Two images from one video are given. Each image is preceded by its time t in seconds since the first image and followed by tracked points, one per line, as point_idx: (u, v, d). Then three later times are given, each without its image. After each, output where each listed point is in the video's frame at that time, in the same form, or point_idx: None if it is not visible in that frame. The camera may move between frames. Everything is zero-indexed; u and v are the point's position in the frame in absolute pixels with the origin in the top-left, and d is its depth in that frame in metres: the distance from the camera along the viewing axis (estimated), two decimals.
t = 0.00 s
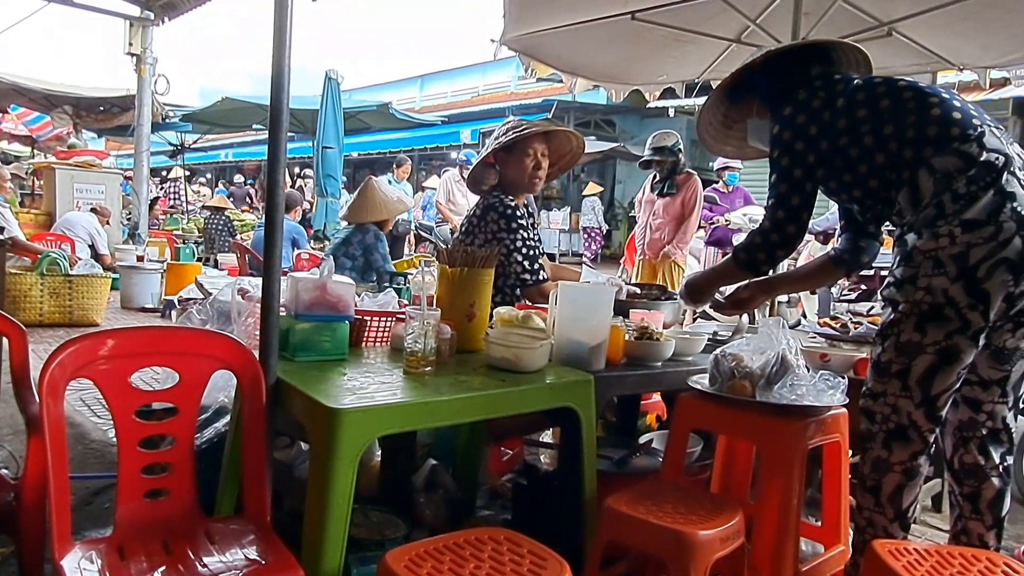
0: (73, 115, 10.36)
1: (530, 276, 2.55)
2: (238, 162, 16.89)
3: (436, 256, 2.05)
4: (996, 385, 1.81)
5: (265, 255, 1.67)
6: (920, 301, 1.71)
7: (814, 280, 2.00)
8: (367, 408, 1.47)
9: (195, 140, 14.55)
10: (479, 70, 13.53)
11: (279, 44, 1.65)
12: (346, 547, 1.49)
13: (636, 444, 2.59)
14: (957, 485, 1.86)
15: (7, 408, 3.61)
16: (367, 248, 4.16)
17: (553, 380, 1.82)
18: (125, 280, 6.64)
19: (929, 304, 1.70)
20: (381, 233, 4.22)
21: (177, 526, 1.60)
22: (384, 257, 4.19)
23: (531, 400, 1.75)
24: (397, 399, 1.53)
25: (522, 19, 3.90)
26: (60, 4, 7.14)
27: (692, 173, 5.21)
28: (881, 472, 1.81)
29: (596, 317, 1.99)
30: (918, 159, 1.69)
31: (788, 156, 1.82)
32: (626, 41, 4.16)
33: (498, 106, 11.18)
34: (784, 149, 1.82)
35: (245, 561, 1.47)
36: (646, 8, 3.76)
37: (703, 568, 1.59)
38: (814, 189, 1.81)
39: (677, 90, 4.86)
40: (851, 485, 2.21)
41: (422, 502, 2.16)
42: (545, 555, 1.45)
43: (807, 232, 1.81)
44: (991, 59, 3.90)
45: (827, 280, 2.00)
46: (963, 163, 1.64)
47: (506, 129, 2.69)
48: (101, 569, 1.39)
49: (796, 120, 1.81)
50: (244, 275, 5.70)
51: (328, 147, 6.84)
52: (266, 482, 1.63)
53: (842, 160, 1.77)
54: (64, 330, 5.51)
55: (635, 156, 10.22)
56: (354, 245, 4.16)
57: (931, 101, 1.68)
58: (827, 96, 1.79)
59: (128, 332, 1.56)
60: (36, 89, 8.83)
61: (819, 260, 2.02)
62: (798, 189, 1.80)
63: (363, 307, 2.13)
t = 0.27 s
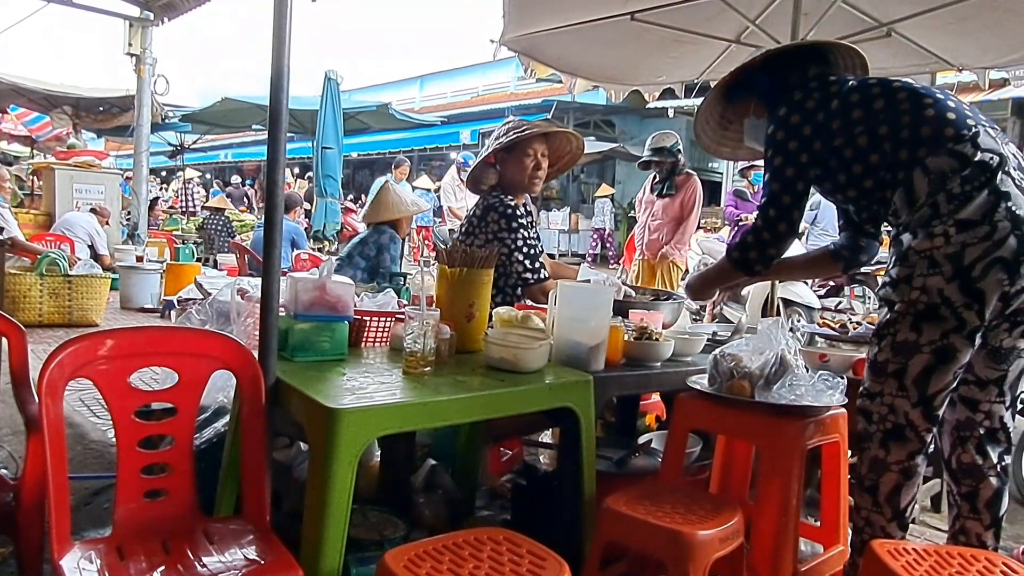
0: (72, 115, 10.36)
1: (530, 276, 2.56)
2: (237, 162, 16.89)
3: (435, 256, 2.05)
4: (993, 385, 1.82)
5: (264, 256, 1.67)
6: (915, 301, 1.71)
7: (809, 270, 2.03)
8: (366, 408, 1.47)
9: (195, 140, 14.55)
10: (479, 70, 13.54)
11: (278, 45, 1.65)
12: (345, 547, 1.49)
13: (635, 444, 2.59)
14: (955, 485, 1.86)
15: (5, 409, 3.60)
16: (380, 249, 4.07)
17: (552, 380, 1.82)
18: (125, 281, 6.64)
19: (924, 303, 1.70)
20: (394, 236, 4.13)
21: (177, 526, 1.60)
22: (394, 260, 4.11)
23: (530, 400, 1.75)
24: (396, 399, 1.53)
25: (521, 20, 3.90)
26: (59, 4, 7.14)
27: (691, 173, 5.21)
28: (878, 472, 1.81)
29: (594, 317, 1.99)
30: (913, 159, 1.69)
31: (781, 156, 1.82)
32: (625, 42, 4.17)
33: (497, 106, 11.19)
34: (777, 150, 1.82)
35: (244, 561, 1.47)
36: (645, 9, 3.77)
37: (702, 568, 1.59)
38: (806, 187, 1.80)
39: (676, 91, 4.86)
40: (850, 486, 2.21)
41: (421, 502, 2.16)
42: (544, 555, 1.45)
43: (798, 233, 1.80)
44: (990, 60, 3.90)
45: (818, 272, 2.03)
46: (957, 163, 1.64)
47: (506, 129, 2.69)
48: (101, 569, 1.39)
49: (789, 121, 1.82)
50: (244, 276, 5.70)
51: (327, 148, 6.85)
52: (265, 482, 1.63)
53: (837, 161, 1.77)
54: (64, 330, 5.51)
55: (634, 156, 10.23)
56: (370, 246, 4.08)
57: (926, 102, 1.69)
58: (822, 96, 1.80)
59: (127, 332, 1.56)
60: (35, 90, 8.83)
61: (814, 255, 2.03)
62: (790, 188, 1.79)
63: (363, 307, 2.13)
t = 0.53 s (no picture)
0: (72, 116, 10.35)
1: (530, 273, 2.54)
2: (237, 162, 16.89)
3: (435, 255, 2.05)
4: (992, 385, 1.82)
5: (264, 256, 1.67)
6: (915, 301, 1.72)
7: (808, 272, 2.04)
8: (365, 408, 1.47)
9: (194, 140, 14.56)
10: (479, 70, 13.55)
11: (277, 46, 1.65)
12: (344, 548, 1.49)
13: (635, 445, 2.59)
14: (954, 485, 1.85)
15: (5, 409, 3.60)
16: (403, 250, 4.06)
17: (552, 380, 1.82)
18: (124, 281, 6.64)
19: (924, 303, 1.71)
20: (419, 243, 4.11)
21: (175, 526, 1.60)
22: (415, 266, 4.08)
23: (529, 400, 1.75)
24: (395, 400, 1.53)
25: (521, 20, 3.90)
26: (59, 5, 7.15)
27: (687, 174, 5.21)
28: (878, 472, 1.81)
29: (595, 318, 1.99)
30: (912, 160, 1.69)
31: (782, 159, 1.82)
32: (625, 42, 4.17)
33: (497, 107, 11.20)
34: (778, 152, 1.83)
35: (243, 561, 1.47)
36: (644, 9, 3.77)
37: (702, 567, 1.59)
38: (810, 192, 1.81)
39: (676, 91, 4.86)
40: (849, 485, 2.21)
41: (421, 502, 2.16)
42: (544, 555, 1.45)
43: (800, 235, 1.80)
44: (989, 60, 3.91)
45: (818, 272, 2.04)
46: (956, 163, 1.64)
47: (504, 130, 2.68)
48: (100, 569, 1.39)
49: (788, 122, 1.82)
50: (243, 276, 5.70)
51: (327, 149, 6.85)
52: (264, 482, 1.63)
53: (836, 161, 1.77)
54: (63, 330, 5.51)
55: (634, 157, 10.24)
56: (395, 248, 4.07)
57: (925, 102, 1.69)
58: (820, 97, 1.80)
59: (128, 332, 1.56)
60: (35, 90, 8.82)
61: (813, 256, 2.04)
62: (793, 191, 1.80)
63: (363, 308, 2.13)
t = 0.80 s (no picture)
0: (71, 116, 10.35)
1: (534, 269, 2.53)
2: (236, 163, 16.90)
3: (435, 255, 2.05)
4: (991, 385, 1.82)
5: (263, 256, 1.68)
6: (915, 301, 1.72)
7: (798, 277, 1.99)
8: (365, 408, 1.47)
9: (193, 141, 14.56)
10: (479, 70, 13.55)
11: (276, 47, 1.65)
12: (344, 548, 1.49)
13: (634, 445, 2.60)
14: (953, 486, 1.86)
15: (4, 409, 3.60)
16: (416, 236, 4.16)
17: (551, 381, 1.82)
18: (124, 281, 6.64)
19: (924, 304, 1.71)
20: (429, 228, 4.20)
21: (175, 526, 1.60)
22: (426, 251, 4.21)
23: (529, 401, 1.75)
24: (395, 400, 1.54)
25: (521, 20, 3.90)
26: (59, 6, 7.15)
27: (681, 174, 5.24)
28: (877, 472, 1.81)
29: (594, 318, 1.99)
30: (912, 159, 1.69)
31: (774, 152, 1.83)
32: (625, 42, 4.17)
33: (496, 107, 11.20)
34: (770, 145, 1.84)
35: (243, 561, 1.47)
36: (644, 10, 3.78)
37: (701, 567, 1.59)
38: (794, 185, 1.82)
39: (675, 92, 4.87)
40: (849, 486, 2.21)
41: (421, 502, 2.17)
42: (544, 556, 1.45)
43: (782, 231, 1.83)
44: (988, 61, 3.92)
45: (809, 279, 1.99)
46: (956, 163, 1.64)
47: (504, 132, 2.66)
48: (100, 569, 1.39)
49: (785, 117, 1.83)
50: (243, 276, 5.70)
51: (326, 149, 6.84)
52: (263, 483, 1.63)
53: (834, 160, 1.78)
54: (62, 331, 5.50)
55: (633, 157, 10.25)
56: (409, 233, 4.17)
57: (924, 101, 1.70)
58: (819, 95, 1.81)
59: (127, 332, 1.56)
60: (34, 91, 8.82)
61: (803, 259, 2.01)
62: (778, 185, 1.82)
63: (362, 308, 2.13)
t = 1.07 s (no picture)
0: (70, 117, 10.34)
1: (541, 268, 2.52)
2: (236, 163, 16.90)
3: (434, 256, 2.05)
4: (986, 385, 1.83)
5: (263, 257, 1.67)
6: (910, 301, 1.73)
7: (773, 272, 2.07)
8: (365, 410, 1.47)
9: (193, 142, 14.56)
10: (479, 71, 13.55)
11: (276, 47, 1.65)
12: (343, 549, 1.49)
13: (634, 446, 2.60)
14: (950, 485, 1.86)
15: (4, 410, 3.60)
16: (422, 208, 4.11)
17: (551, 381, 1.82)
18: (124, 282, 6.64)
19: (920, 304, 1.71)
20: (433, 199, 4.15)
21: (175, 527, 1.60)
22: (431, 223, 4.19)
23: (528, 401, 1.75)
24: (395, 401, 1.54)
25: (520, 21, 3.90)
26: (58, 6, 7.15)
27: (669, 172, 5.28)
28: (875, 473, 1.81)
29: (594, 318, 1.99)
30: (907, 159, 1.70)
31: (769, 150, 1.84)
32: (624, 43, 4.17)
33: (496, 107, 11.21)
34: (767, 143, 1.84)
35: (243, 562, 1.47)
36: (644, 10, 3.78)
37: (700, 568, 1.59)
38: (794, 184, 1.82)
39: (675, 92, 4.86)
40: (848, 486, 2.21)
41: (420, 503, 2.17)
42: (542, 556, 1.45)
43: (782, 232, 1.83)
44: (987, 61, 3.92)
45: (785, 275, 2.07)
46: (952, 162, 1.65)
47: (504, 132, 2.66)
48: (99, 570, 1.39)
49: (780, 116, 1.83)
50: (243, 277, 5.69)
51: (326, 150, 6.81)
52: (263, 484, 1.64)
53: (828, 159, 1.78)
54: (62, 332, 5.50)
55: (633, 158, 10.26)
56: (415, 204, 4.10)
57: (918, 102, 1.70)
58: (814, 93, 1.81)
59: (127, 333, 1.56)
60: (33, 91, 8.82)
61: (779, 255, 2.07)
62: (777, 183, 1.82)
63: (362, 308, 2.13)
